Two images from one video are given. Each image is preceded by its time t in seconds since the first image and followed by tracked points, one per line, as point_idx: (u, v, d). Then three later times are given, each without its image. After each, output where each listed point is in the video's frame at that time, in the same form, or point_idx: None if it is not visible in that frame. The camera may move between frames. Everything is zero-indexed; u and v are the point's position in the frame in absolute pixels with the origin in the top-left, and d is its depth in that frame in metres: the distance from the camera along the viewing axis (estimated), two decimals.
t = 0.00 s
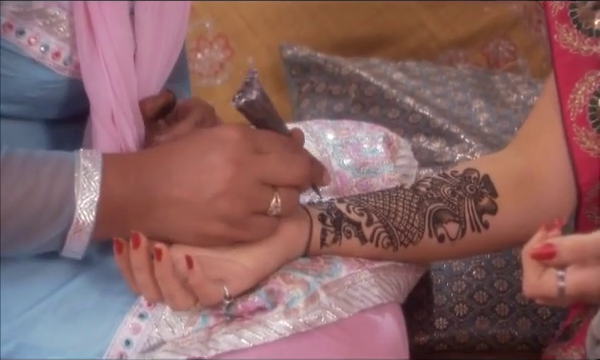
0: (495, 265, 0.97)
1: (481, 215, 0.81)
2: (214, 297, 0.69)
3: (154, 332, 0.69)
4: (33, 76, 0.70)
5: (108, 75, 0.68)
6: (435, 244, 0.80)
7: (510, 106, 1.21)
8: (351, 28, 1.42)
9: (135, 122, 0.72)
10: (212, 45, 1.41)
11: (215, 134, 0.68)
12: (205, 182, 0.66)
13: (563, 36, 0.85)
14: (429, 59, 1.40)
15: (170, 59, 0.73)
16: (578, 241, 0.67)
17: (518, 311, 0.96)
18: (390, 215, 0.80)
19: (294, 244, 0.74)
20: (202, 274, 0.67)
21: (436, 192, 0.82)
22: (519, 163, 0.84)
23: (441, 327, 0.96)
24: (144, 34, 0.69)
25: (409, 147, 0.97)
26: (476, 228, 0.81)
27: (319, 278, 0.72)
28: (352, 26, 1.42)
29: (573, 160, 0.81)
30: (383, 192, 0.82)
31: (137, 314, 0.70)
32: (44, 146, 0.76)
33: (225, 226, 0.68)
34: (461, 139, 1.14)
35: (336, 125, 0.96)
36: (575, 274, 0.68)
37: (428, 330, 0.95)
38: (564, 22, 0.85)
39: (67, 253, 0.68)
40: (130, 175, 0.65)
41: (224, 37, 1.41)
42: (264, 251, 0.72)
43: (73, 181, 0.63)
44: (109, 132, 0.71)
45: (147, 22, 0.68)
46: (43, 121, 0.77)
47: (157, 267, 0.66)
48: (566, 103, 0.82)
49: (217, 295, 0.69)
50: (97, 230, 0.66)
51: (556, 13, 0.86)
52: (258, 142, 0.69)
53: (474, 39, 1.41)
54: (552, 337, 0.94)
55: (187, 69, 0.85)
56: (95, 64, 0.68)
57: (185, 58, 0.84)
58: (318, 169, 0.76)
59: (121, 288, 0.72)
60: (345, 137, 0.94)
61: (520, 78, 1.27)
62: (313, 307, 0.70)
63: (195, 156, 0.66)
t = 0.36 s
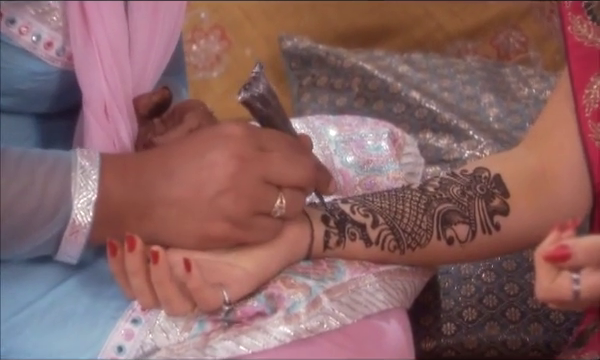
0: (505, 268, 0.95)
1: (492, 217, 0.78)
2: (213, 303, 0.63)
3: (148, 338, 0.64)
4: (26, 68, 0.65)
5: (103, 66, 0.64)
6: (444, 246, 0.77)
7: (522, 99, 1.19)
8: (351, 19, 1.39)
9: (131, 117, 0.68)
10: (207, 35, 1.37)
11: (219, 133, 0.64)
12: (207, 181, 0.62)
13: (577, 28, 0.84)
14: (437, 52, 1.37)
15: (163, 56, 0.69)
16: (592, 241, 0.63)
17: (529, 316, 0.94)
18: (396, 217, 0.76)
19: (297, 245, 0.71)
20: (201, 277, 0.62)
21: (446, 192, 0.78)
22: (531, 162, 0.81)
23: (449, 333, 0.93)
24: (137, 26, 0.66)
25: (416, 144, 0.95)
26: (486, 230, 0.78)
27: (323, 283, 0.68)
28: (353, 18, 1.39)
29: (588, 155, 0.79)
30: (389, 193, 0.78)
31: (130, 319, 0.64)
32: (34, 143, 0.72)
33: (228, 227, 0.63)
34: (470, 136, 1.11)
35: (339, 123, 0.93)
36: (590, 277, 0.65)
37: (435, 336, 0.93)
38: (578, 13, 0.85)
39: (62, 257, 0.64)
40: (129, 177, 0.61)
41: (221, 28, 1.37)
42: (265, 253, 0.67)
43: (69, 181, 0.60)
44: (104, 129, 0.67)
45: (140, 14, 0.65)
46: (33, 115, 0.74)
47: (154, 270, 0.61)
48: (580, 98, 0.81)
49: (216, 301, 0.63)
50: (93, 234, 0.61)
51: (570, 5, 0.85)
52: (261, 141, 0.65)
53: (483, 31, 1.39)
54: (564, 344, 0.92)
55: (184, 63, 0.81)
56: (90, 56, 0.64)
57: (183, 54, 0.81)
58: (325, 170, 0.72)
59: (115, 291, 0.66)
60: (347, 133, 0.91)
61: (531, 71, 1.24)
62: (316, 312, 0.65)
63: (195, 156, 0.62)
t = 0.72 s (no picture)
0: (510, 266, 0.93)
1: (496, 214, 0.76)
2: (210, 302, 0.62)
3: (145, 338, 0.62)
4: (17, 63, 0.62)
5: (98, 64, 0.61)
6: (447, 244, 0.75)
7: (527, 94, 1.17)
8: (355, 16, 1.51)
9: (126, 110, 0.65)
10: (206, 28, 1.49)
11: (216, 126, 0.62)
12: (203, 177, 0.59)
13: (583, 23, 0.85)
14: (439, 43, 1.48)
15: (163, 45, 0.66)
16: None
17: (534, 316, 0.92)
18: (398, 214, 0.74)
19: (297, 242, 0.69)
20: (198, 275, 0.59)
21: (449, 189, 0.77)
22: (537, 158, 0.79)
23: (452, 333, 0.92)
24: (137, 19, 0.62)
25: (418, 139, 0.94)
26: (490, 227, 0.76)
27: (323, 281, 0.67)
28: (357, 14, 1.51)
29: (595, 151, 0.78)
30: (391, 191, 0.77)
31: (126, 318, 0.63)
32: (27, 139, 0.70)
33: (223, 223, 0.60)
34: (474, 131, 1.10)
35: (337, 117, 0.91)
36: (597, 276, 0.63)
37: (439, 336, 0.92)
38: (585, 8, 0.86)
39: (56, 255, 0.62)
40: (124, 171, 0.59)
41: (218, 21, 1.50)
42: (264, 252, 0.66)
43: (63, 178, 0.57)
44: (98, 124, 0.64)
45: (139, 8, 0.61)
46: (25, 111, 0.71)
47: (151, 268, 0.58)
48: (586, 94, 0.80)
49: (212, 300, 0.61)
50: (90, 229, 0.59)
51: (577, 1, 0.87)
52: (259, 135, 0.62)
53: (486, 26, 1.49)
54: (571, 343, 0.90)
55: (181, 57, 0.80)
56: (84, 53, 0.60)
57: (180, 49, 0.79)
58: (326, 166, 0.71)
59: (108, 290, 0.65)
60: (348, 128, 0.89)
61: (537, 65, 1.24)
62: (316, 312, 0.64)
63: (192, 150, 0.60)
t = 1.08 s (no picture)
0: (510, 266, 0.92)
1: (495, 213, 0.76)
2: (207, 300, 0.62)
3: (144, 338, 0.62)
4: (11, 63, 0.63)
5: (96, 66, 0.60)
6: (445, 243, 0.75)
7: (527, 94, 1.17)
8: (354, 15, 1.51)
9: (123, 111, 0.65)
10: (206, 27, 1.50)
11: (207, 125, 0.61)
12: (195, 175, 0.59)
13: (583, 22, 0.85)
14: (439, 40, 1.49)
15: (161, 43, 0.65)
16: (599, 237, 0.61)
17: (534, 316, 0.92)
18: (396, 212, 0.75)
19: (295, 241, 0.69)
20: (194, 273, 0.59)
21: (447, 188, 0.77)
22: (536, 158, 0.79)
23: (453, 333, 0.92)
24: (135, 19, 0.61)
25: (417, 138, 0.94)
26: (489, 226, 0.76)
27: (323, 281, 0.67)
28: (356, 13, 1.51)
29: (594, 153, 0.78)
30: (389, 190, 0.77)
31: (126, 318, 0.62)
32: (24, 139, 0.70)
33: (215, 221, 0.60)
34: (474, 131, 1.10)
35: (336, 116, 0.91)
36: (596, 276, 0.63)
37: (439, 336, 0.92)
38: (584, 7, 0.86)
39: (48, 254, 0.62)
40: (114, 170, 0.59)
41: (218, 20, 1.50)
42: (261, 250, 0.66)
43: (53, 178, 0.57)
44: (96, 125, 0.63)
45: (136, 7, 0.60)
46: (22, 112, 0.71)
47: (148, 266, 0.58)
48: (586, 94, 0.80)
49: (210, 298, 0.61)
50: (81, 229, 0.59)
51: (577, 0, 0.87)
52: (251, 132, 0.62)
53: (486, 25, 1.49)
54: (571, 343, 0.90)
55: (181, 55, 0.80)
56: (82, 55, 0.60)
57: (178, 50, 0.79)
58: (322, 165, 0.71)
59: (106, 289, 0.64)
60: (348, 128, 0.90)
61: (537, 65, 1.24)
62: (316, 311, 0.64)
63: (181, 147, 0.60)
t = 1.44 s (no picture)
0: (509, 265, 0.94)
1: (495, 212, 0.76)
2: (206, 297, 0.61)
3: (144, 337, 0.62)
4: (11, 66, 0.62)
5: (96, 64, 0.60)
6: (445, 241, 0.75)
7: (526, 93, 1.18)
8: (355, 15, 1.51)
9: (124, 112, 0.65)
10: (206, 27, 1.50)
11: (206, 122, 0.61)
12: (192, 173, 0.59)
13: (583, 22, 0.86)
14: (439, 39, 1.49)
15: (160, 43, 0.66)
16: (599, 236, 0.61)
17: (534, 315, 0.92)
18: (395, 211, 0.75)
19: (294, 240, 0.69)
20: (193, 270, 0.59)
21: (447, 187, 0.77)
22: (535, 157, 0.79)
23: (452, 332, 0.92)
24: (135, 18, 0.61)
25: (416, 137, 0.94)
26: (489, 226, 0.76)
27: (323, 278, 0.66)
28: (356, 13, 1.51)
29: (594, 151, 0.78)
30: (389, 189, 0.77)
31: (125, 317, 0.62)
32: (23, 138, 0.70)
33: (215, 219, 0.60)
34: (474, 129, 1.09)
35: (337, 116, 0.91)
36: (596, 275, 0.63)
37: (439, 334, 0.92)
38: (584, 7, 0.87)
39: (44, 253, 0.61)
40: (113, 170, 0.59)
41: (217, 20, 1.50)
42: (260, 248, 0.65)
43: (51, 177, 0.57)
44: (95, 125, 0.63)
45: (134, 6, 0.61)
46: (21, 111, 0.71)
47: (147, 264, 0.59)
48: (586, 93, 0.81)
49: (209, 295, 0.61)
50: (80, 228, 0.59)
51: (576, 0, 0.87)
52: (245, 126, 0.62)
53: (486, 24, 1.49)
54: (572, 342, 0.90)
55: (180, 55, 0.80)
56: (82, 53, 0.60)
57: (177, 47, 0.79)
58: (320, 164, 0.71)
59: (105, 288, 0.64)
60: (347, 127, 0.90)
61: (537, 64, 1.24)
62: (315, 310, 0.64)
63: (180, 146, 0.60)
